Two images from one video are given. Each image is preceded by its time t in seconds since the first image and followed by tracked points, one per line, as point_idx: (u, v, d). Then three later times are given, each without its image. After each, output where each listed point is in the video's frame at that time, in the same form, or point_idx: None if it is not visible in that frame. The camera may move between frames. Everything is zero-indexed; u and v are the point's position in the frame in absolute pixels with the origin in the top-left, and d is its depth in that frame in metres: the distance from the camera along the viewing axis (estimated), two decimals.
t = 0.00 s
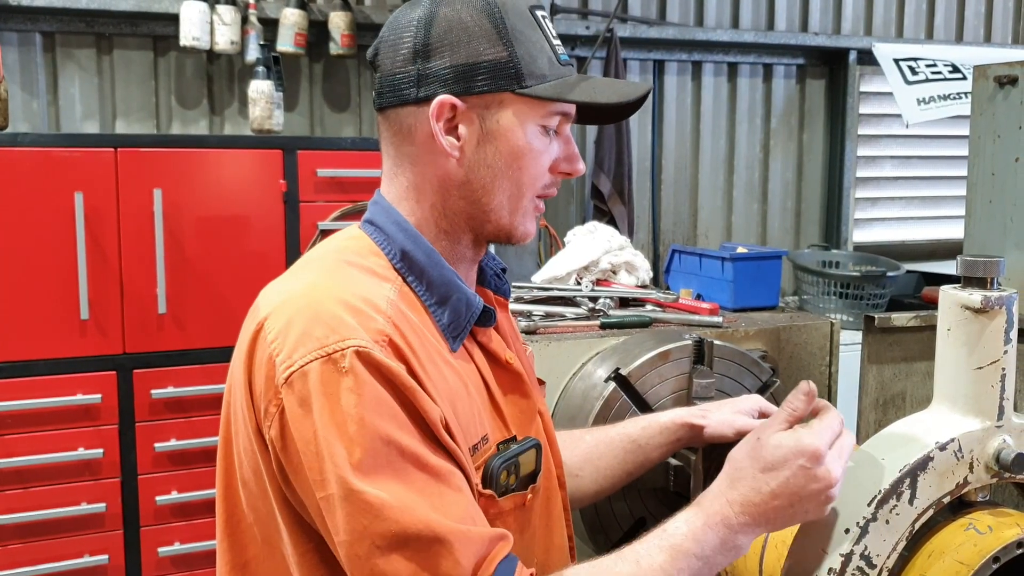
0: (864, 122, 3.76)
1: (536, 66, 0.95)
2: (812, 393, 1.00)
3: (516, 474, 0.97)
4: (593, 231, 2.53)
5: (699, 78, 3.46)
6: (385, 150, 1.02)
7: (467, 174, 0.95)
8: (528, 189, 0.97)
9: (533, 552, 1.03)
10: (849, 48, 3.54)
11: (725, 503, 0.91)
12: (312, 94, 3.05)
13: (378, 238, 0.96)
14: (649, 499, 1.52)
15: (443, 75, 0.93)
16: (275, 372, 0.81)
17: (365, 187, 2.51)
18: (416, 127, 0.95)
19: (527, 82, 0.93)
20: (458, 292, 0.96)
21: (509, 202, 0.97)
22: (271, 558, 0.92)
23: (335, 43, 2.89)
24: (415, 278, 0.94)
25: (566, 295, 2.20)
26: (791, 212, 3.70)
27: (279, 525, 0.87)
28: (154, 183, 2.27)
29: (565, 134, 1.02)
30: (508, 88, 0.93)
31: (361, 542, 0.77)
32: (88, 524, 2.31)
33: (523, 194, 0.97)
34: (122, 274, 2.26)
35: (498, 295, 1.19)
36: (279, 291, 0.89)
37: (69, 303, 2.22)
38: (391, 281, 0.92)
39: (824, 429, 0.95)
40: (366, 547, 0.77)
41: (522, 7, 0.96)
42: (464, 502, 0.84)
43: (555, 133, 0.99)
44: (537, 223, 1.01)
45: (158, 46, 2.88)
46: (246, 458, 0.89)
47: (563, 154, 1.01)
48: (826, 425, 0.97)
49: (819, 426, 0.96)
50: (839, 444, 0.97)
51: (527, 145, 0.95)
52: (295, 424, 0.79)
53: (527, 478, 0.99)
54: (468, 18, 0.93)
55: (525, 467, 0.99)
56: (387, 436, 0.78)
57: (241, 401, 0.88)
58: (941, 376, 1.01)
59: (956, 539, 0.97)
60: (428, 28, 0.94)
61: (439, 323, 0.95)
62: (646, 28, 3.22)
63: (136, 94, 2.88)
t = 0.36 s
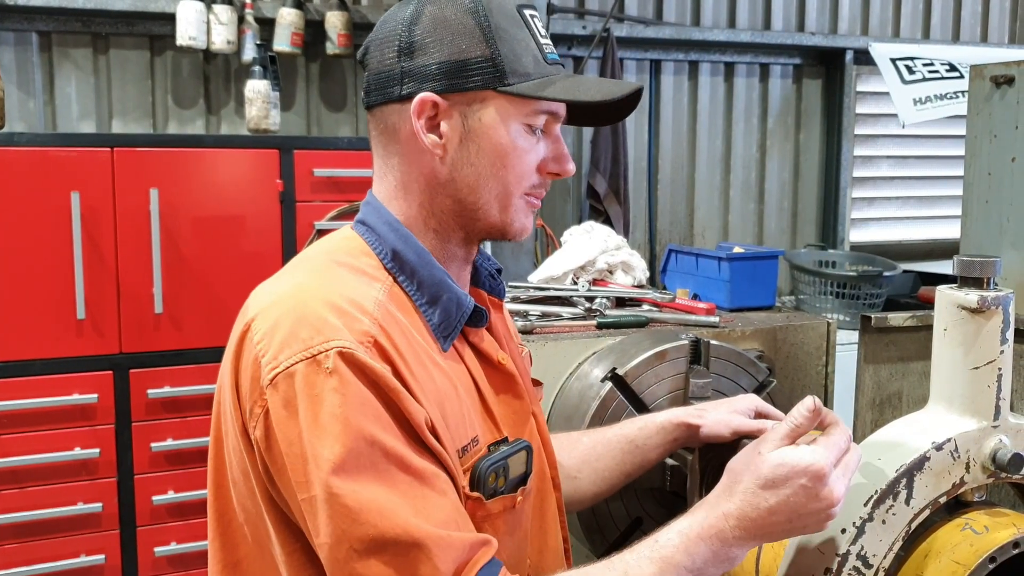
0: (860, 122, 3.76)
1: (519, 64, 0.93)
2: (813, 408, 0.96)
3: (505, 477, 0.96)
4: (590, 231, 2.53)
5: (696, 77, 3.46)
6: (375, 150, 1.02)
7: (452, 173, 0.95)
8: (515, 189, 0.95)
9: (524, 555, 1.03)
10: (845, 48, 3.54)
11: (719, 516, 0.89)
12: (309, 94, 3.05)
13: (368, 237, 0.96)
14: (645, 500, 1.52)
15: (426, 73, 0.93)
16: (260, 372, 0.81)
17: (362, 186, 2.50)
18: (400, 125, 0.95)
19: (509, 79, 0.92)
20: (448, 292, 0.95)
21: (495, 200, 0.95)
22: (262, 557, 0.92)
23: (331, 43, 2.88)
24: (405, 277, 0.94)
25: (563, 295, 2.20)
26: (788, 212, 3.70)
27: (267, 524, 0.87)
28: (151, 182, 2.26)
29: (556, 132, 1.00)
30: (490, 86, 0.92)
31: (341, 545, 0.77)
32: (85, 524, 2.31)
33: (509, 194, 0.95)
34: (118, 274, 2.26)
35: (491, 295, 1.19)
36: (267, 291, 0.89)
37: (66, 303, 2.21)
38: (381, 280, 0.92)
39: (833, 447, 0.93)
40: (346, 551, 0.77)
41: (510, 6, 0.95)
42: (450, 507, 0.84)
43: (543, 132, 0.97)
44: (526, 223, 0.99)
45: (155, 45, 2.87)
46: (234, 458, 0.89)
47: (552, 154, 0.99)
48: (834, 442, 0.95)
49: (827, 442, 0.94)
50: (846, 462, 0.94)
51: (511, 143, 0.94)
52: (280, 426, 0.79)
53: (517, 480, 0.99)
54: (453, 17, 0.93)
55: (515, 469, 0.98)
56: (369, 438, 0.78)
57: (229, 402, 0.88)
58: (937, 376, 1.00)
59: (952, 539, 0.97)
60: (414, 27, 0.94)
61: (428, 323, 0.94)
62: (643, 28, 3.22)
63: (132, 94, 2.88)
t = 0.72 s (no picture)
0: (857, 123, 3.76)
1: (517, 70, 0.93)
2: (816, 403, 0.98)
3: (495, 476, 0.96)
4: (587, 231, 2.53)
5: (693, 78, 3.46)
6: (368, 150, 1.01)
7: (446, 177, 0.95)
8: (509, 194, 0.95)
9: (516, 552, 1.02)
10: (842, 49, 3.54)
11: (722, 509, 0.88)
12: (306, 94, 3.04)
13: (360, 238, 0.96)
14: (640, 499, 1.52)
15: (423, 75, 0.92)
16: (247, 371, 0.81)
17: (359, 186, 2.50)
18: (395, 126, 0.95)
19: (506, 86, 0.92)
20: (436, 292, 0.95)
21: (489, 206, 0.95)
22: (253, 557, 0.91)
23: (328, 43, 2.88)
24: (393, 277, 0.94)
25: (560, 295, 2.19)
26: (784, 212, 3.71)
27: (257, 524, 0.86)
28: (147, 182, 2.26)
29: (550, 138, 1.00)
30: (487, 92, 0.91)
31: (329, 541, 0.76)
32: (81, 524, 2.30)
33: (503, 199, 0.95)
34: (114, 274, 2.25)
35: (485, 296, 1.18)
36: (255, 291, 0.89)
37: (62, 303, 2.21)
38: (369, 280, 0.92)
39: (836, 440, 0.92)
40: (333, 547, 0.76)
41: (509, 12, 0.95)
42: (438, 501, 0.83)
43: (537, 139, 0.97)
44: (519, 228, 0.99)
45: (151, 45, 2.87)
46: (223, 457, 0.89)
47: (546, 160, 0.99)
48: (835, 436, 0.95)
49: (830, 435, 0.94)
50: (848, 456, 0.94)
51: (506, 149, 0.94)
52: (267, 423, 0.79)
53: (508, 479, 0.98)
54: (452, 21, 0.92)
55: (505, 468, 0.97)
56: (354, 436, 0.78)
57: (217, 402, 0.88)
58: (935, 377, 1.00)
59: (949, 540, 0.97)
60: (413, 29, 0.93)
61: (417, 323, 0.94)
62: (640, 28, 3.22)
63: (129, 93, 2.87)
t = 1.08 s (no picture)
0: (854, 123, 3.77)
1: (448, 57, 0.90)
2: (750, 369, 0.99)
3: (489, 471, 0.96)
4: (584, 231, 2.53)
5: (690, 78, 3.46)
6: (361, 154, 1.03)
7: (394, 171, 0.95)
8: (448, 185, 0.92)
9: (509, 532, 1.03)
10: (839, 49, 3.55)
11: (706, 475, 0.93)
12: (303, 94, 3.04)
13: (354, 237, 0.96)
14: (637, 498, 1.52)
15: (371, 71, 0.94)
16: (244, 364, 0.81)
17: (356, 186, 2.50)
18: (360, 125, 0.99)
19: (433, 73, 0.90)
20: (429, 290, 0.94)
21: (433, 197, 0.93)
22: (243, 554, 0.91)
23: (325, 43, 2.87)
24: (387, 276, 0.93)
25: (557, 295, 2.19)
26: (782, 213, 3.71)
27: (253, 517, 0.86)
28: (144, 182, 2.25)
29: (511, 127, 0.95)
30: (415, 82, 0.90)
31: (344, 521, 0.76)
32: (78, 524, 2.30)
33: (446, 191, 0.93)
34: (111, 274, 2.25)
35: (482, 297, 1.18)
36: (248, 288, 0.88)
37: (59, 303, 2.20)
38: (364, 279, 0.91)
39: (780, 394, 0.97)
40: (350, 525, 0.76)
41: None
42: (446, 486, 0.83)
43: (484, 127, 0.93)
44: (477, 222, 0.95)
45: (148, 45, 2.86)
46: (218, 452, 0.88)
47: (499, 150, 0.94)
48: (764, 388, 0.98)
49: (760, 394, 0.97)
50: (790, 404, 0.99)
51: (441, 138, 0.91)
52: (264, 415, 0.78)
53: (500, 475, 0.99)
54: (399, 14, 0.93)
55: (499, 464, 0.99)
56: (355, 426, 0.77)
57: (212, 399, 0.88)
58: (931, 377, 1.00)
59: (946, 540, 0.97)
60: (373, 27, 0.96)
61: (410, 321, 0.93)
62: (637, 29, 3.22)
63: (126, 93, 2.86)
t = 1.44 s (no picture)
0: (853, 123, 3.77)
1: (394, 44, 0.92)
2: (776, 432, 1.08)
3: (487, 470, 0.96)
4: (583, 232, 2.53)
5: (689, 78, 3.46)
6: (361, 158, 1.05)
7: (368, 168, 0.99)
8: (406, 171, 0.94)
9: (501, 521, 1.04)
10: (838, 50, 3.55)
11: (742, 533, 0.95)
12: (302, 94, 3.04)
13: (351, 236, 0.96)
14: (636, 498, 1.52)
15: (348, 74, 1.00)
16: (235, 362, 0.81)
17: (355, 186, 2.50)
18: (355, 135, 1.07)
19: (382, 63, 0.93)
20: (423, 290, 0.93)
21: (394, 186, 0.95)
22: (237, 552, 0.90)
23: (324, 43, 2.87)
24: (382, 277, 0.92)
25: (556, 295, 2.19)
26: (781, 213, 3.71)
27: (247, 513, 0.86)
28: (143, 182, 2.25)
29: (470, 108, 0.95)
30: (370, 75, 0.94)
31: (344, 513, 0.75)
32: (76, 525, 2.29)
33: (409, 180, 0.94)
34: (110, 274, 2.24)
35: (485, 299, 1.18)
36: (243, 289, 0.89)
37: (57, 303, 2.20)
38: (361, 280, 0.91)
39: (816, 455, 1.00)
40: (349, 518, 0.75)
41: None
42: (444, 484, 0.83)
43: (436, 111, 0.94)
44: (447, 210, 0.94)
45: (147, 45, 2.86)
46: (214, 450, 0.88)
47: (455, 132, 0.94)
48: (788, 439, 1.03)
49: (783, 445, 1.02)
50: (823, 456, 1.00)
51: (394, 126, 0.94)
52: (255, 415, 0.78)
53: (498, 475, 0.99)
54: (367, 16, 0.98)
55: (495, 464, 0.98)
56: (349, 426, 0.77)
57: (209, 397, 0.88)
58: (930, 377, 1.00)
59: (945, 540, 0.97)
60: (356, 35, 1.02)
61: (405, 323, 0.93)
62: (636, 29, 3.23)
63: (124, 93, 2.86)
